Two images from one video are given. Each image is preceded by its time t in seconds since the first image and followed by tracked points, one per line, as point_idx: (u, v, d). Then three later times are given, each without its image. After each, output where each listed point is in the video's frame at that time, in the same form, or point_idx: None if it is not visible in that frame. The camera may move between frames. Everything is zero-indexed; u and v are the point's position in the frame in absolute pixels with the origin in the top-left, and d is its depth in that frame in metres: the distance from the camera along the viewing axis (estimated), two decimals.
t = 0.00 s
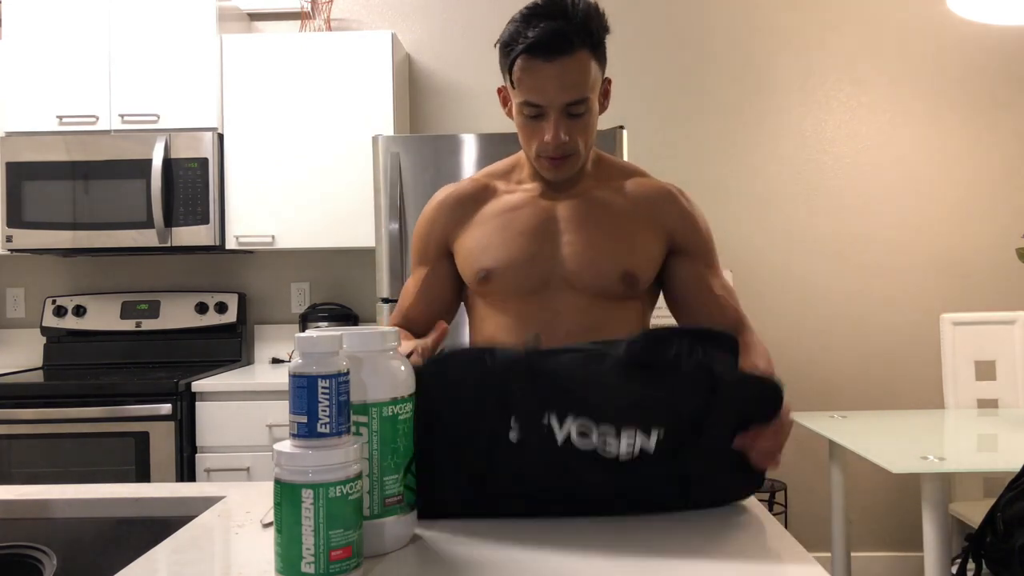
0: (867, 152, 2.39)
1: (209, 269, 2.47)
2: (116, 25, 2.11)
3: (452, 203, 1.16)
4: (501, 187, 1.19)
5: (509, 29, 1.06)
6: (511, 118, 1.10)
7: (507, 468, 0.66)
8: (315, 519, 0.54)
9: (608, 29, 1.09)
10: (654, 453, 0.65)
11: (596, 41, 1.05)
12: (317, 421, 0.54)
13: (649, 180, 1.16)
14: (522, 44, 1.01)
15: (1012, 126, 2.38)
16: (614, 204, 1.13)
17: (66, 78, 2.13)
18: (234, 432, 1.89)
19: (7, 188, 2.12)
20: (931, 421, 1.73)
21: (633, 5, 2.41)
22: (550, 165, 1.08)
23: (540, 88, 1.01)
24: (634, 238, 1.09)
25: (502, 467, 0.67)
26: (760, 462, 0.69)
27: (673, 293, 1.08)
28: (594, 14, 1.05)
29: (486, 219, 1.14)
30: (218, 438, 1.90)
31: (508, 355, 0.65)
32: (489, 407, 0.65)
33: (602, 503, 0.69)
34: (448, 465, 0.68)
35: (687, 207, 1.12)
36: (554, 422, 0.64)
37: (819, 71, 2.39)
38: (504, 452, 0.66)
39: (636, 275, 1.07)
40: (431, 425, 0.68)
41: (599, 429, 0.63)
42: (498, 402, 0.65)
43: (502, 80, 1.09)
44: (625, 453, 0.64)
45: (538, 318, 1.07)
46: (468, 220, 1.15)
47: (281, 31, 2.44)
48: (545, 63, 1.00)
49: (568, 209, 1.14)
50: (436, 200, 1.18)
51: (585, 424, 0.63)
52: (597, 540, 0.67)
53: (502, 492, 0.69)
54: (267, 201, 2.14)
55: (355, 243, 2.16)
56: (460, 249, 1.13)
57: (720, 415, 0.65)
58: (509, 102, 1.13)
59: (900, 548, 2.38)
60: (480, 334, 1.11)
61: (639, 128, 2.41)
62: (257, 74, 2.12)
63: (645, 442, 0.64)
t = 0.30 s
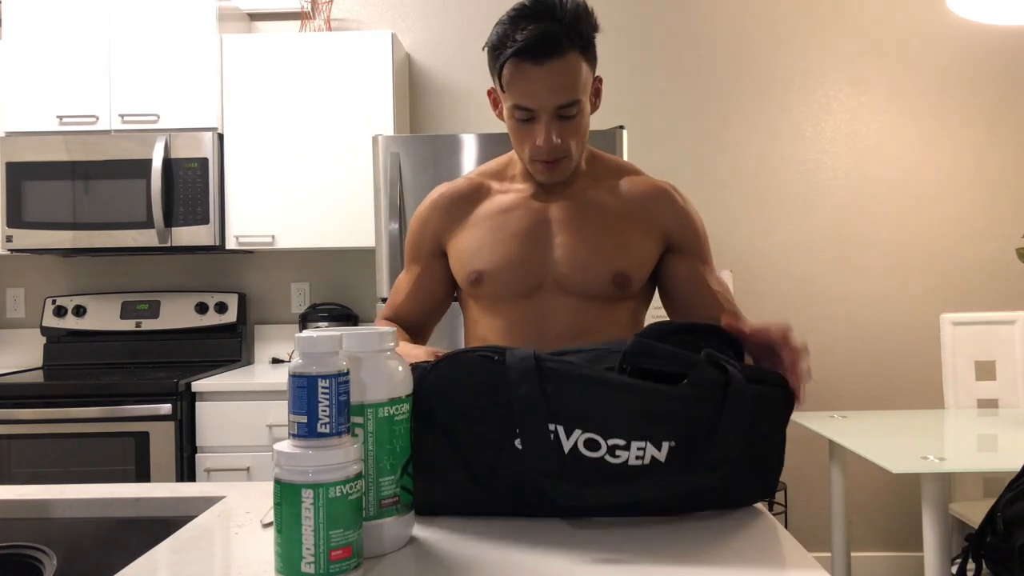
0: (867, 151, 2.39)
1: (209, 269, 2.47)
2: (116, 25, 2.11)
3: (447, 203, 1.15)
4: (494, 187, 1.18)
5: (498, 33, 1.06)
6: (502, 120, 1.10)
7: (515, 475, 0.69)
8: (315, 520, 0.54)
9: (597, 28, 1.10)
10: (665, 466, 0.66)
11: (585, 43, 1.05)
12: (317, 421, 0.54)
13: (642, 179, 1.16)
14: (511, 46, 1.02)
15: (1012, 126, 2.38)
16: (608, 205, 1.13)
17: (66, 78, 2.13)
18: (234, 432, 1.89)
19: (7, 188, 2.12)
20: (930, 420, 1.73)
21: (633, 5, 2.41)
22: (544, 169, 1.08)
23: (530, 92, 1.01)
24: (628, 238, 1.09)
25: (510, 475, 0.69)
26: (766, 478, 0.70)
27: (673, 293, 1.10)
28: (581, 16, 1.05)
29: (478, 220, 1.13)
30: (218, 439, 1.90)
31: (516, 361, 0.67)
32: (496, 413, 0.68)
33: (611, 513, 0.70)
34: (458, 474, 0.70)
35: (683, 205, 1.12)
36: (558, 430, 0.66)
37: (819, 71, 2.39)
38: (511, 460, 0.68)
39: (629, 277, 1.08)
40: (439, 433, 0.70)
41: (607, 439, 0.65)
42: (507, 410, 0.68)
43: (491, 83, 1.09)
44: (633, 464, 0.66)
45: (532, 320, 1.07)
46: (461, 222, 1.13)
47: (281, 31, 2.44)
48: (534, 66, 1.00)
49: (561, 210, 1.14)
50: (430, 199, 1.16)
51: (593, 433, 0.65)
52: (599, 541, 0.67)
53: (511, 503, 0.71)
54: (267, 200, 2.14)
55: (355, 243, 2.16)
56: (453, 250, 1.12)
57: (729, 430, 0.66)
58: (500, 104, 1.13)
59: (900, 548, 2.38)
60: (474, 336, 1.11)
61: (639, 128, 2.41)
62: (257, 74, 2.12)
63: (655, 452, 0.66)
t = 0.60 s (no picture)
0: (867, 152, 2.39)
1: (209, 269, 2.47)
2: (116, 25, 2.12)
3: (445, 206, 1.14)
4: (491, 188, 1.18)
5: (496, 42, 1.06)
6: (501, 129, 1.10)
7: (513, 465, 0.69)
8: (315, 520, 0.54)
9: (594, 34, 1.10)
10: (658, 444, 0.68)
11: (583, 49, 1.05)
12: (317, 421, 0.54)
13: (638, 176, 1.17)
14: (511, 56, 1.01)
15: (1012, 126, 2.38)
16: (606, 203, 1.13)
17: (66, 78, 2.13)
18: (234, 432, 1.89)
19: (7, 188, 2.12)
20: (930, 420, 1.73)
21: (633, 4, 2.41)
22: (541, 176, 1.09)
23: (530, 103, 1.01)
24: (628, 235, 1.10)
25: (509, 465, 0.69)
26: (762, 464, 0.71)
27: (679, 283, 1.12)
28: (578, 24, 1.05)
29: (476, 220, 1.13)
30: (218, 439, 1.90)
31: (516, 341, 0.68)
32: (495, 402, 0.69)
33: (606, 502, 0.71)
34: (457, 470, 0.70)
35: (677, 197, 1.13)
36: (556, 409, 0.68)
37: (819, 71, 2.39)
38: (509, 448, 0.69)
39: (626, 276, 1.08)
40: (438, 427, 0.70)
41: (601, 415, 0.67)
42: (506, 396, 0.69)
43: (489, 90, 1.08)
44: (628, 441, 0.68)
45: (531, 320, 1.07)
46: (459, 224, 1.13)
47: (281, 31, 2.45)
48: (534, 77, 1.00)
49: (558, 211, 1.13)
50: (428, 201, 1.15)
51: (587, 409, 0.67)
52: (596, 537, 0.67)
53: (510, 497, 0.71)
54: (267, 200, 2.14)
55: (355, 243, 2.16)
56: (452, 253, 1.12)
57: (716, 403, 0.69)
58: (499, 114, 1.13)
59: (900, 548, 2.38)
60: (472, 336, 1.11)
61: (639, 128, 2.41)
62: (256, 74, 2.12)
63: (649, 430, 0.68)
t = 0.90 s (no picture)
0: (868, 151, 2.39)
1: (209, 269, 2.47)
2: (116, 25, 2.12)
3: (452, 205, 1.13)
4: (495, 188, 1.18)
5: (495, 46, 1.05)
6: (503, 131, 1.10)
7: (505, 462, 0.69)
8: (315, 520, 0.54)
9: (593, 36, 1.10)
10: (648, 436, 0.68)
11: (583, 53, 1.05)
12: (317, 421, 0.54)
13: (639, 175, 1.17)
14: (511, 61, 1.01)
15: (1012, 125, 2.38)
16: (609, 202, 1.13)
17: (66, 78, 2.13)
18: (234, 432, 1.90)
19: (7, 188, 2.12)
20: (930, 420, 1.73)
21: (633, 4, 2.41)
22: (544, 177, 1.09)
23: (530, 107, 1.01)
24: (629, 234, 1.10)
25: (501, 462, 0.69)
26: (757, 459, 0.70)
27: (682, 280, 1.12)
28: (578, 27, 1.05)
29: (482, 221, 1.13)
30: (218, 439, 1.90)
31: (504, 342, 0.69)
32: (485, 400, 0.69)
33: (601, 502, 0.70)
34: (451, 470, 0.70)
35: (678, 196, 1.14)
36: (545, 404, 0.68)
37: (819, 71, 2.39)
38: (500, 445, 0.69)
39: (630, 274, 1.08)
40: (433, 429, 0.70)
41: (590, 408, 0.68)
42: (495, 393, 0.69)
43: (489, 93, 1.08)
44: (616, 433, 0.68)
45: (535, 319, 1.07)
46: (466, 223, 1.13)
47: (281, 31, 2.44)
48: (534, 82, 1.00)
49: (563, 210, 1.13)
50: (437, 199, 1.15)
51: (576, 402, 0.68)
52: (596, 539, 0.67)
53: (505, 497, 0.70)
54: (267, 200, 2.15)
55: (355, 243, 2.16)
56: (460, 254, 1.12)
57: (704, 394, 0.69)
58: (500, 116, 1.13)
59: (900, 548, 2.38)
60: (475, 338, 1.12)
61: (639, 128, 2.41)
62: (257, 74, 2.12)
63: (637, 421, 0.68)
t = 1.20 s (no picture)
0: (868, 151, 2.39)
1: (209, 269, 2.47)
2: (116, 25, 2.12)
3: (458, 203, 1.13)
4: (502, 187, 1.17)
5: (507, 46, 1.06)
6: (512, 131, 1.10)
7: (509, 459, 0.69)
8: (315, 520, 0.54)
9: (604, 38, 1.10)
10: (653, 433, 0.68)
11: (594, 53, 1.05)
12: (317, 421, 0.54)
13: (644, 179, 1.17)
14: (524, 61, 1.01)
15: (1012, 125, 2.38)
16: (615, 204, 1.13)
17: (66, 78, 2.13)
18: (234, 432, 1.90)
19: (7, 188, 2.12)
20: (930, 420, 1.73)
21: (633, 4, 2.41)
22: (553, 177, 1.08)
23: (542, 105, 1.01)
24: (635, 235, 1.11)
25: (507, 460, 0.69)
26: (765, 456, 0.70)
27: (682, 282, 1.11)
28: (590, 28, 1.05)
29: (489, 222, 1.12)
30: (218, 439, 1.90)
31: (504, 341, 0.68)
32: (488, 398, 0.69)
33: (608, 500, 0.71)
34: (456, 470, 0.70)
35: (684, 200, 1.14)
36: (549, 403, 0.68)
37: (819, 71, 2.39)
38: (505, 443, 0.69)
39: (635, 276, 1.09)
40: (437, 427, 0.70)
41: (594, 405, 0.68)
42: (499, 390, 0.69)
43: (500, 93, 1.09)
44: (621, 429, 0.68)
45: (540, 319, 1.07)
46: (472, 223, 1.12)
47: (281, 31, 2.44)
48: (546, 81, 1.00)
49: (570, 211, 1.13)
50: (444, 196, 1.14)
51: (579, 400, 0.68)
52: (597, 540, 0.67)
53: (512, 496, 0.71)
54: (267, 200, 2.15)
55: (355, 243, 2.16)
56: (465, 252, 1.11)
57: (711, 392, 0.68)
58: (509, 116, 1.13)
59: (900, 547, 2.38)
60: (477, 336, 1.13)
61: (639, 128, 2.41)
62: (257, 74, 2.12)
63: (642, 419, 0.68)
